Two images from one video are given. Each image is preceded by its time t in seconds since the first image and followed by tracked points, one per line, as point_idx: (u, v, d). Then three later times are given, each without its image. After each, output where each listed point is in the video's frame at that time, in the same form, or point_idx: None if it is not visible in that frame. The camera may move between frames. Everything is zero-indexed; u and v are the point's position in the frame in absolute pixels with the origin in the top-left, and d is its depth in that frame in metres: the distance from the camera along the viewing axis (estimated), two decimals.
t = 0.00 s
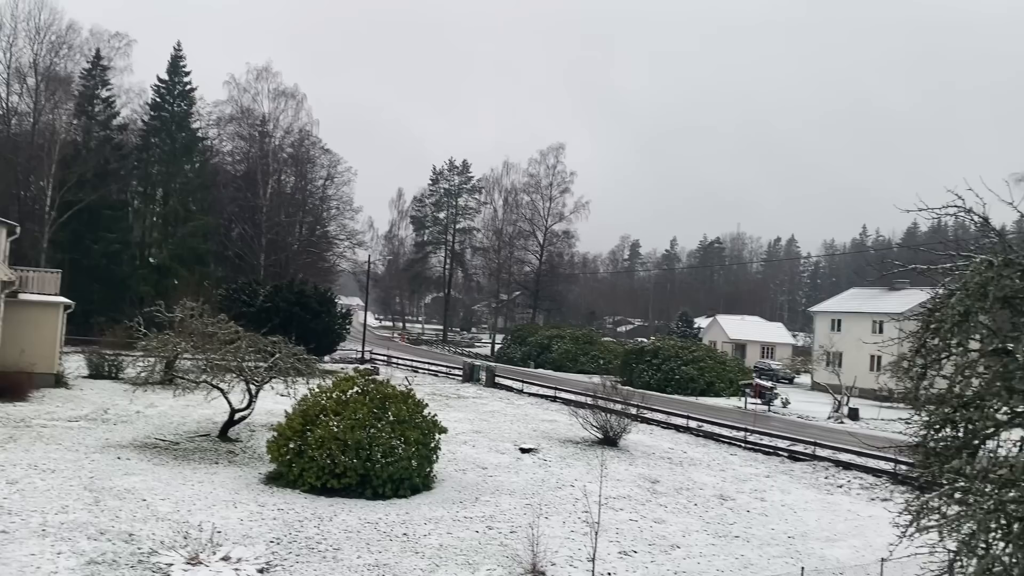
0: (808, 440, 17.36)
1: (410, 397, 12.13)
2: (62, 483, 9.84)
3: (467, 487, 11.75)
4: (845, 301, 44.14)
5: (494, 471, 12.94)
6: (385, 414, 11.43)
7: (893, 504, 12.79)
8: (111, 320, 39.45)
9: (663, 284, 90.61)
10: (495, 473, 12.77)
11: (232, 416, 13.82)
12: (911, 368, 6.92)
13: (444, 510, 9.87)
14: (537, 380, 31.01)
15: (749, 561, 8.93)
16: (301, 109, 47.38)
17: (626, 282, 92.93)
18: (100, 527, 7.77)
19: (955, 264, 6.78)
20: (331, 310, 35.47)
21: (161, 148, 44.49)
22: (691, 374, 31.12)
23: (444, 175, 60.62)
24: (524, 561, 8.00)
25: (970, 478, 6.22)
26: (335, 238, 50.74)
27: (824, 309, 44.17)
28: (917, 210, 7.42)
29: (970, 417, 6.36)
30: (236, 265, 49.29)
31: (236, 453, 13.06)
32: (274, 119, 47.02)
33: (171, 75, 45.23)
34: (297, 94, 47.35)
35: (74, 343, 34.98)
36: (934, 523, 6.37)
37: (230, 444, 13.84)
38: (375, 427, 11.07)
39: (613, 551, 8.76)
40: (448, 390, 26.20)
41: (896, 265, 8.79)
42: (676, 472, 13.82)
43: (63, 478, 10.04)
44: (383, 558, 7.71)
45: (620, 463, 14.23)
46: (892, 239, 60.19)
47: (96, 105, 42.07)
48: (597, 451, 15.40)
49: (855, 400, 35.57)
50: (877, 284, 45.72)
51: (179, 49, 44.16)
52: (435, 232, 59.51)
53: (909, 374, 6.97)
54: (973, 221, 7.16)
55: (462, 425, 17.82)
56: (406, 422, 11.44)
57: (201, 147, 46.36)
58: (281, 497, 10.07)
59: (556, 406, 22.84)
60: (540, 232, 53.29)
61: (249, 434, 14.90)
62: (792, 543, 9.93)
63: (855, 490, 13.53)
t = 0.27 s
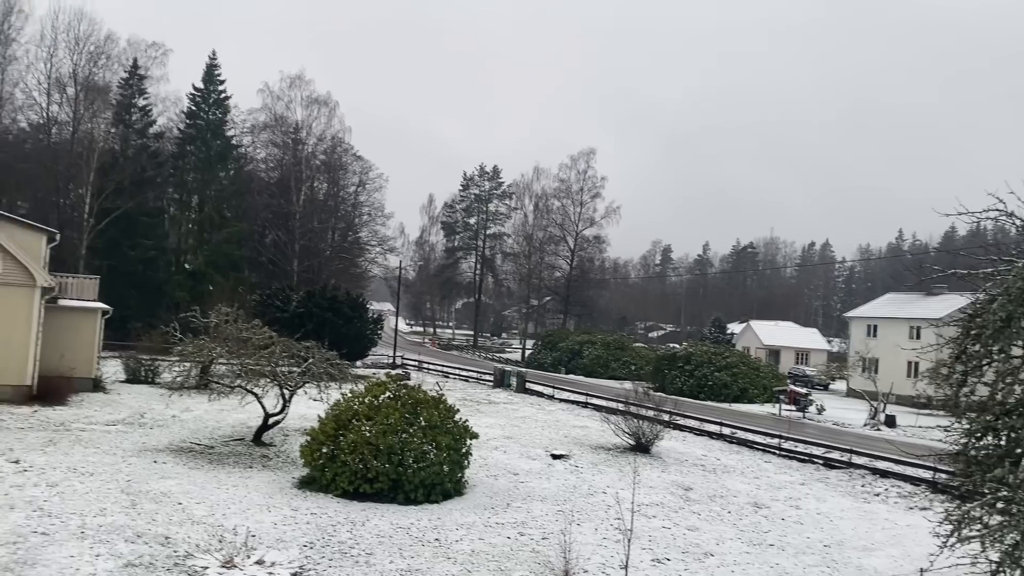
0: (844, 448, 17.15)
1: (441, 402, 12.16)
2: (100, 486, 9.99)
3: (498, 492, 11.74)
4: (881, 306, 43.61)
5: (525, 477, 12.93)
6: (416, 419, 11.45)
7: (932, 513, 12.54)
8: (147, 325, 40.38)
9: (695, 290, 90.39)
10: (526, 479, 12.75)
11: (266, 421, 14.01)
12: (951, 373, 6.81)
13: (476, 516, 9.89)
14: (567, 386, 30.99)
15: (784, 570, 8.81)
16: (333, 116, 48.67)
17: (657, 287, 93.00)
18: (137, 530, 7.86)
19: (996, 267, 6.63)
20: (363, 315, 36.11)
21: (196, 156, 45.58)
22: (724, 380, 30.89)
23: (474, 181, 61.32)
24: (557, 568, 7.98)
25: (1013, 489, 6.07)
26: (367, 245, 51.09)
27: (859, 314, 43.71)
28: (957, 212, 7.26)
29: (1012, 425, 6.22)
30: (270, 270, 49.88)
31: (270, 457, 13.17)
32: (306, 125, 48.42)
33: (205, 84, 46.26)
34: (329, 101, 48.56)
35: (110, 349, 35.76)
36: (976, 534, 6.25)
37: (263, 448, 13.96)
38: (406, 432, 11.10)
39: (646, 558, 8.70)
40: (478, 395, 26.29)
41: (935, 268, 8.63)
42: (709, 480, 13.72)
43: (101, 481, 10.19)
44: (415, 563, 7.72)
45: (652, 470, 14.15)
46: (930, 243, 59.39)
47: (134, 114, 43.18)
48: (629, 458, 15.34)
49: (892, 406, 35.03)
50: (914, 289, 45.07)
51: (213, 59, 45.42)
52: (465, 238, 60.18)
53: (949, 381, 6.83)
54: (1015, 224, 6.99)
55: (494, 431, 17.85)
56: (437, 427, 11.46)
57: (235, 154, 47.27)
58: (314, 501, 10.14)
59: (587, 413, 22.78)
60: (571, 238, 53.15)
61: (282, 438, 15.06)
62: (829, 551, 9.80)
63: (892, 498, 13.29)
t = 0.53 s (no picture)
0: (878, 454, 16.94)
1: (470, 407, 12.18)
2: (134, 488, 10.16)
3: (528, 498, 11.74)
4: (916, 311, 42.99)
5: (555, 482, 12.91)
6: (446, 424, 11.52)
7: (969, 522, 12.30)
8: (179, 329, 41.56)
9: (725, 294, 90.04)
10: (555, 485, 12.74)
11: (297, 425, 14.16)
12: (989, 379, 6.71)
13: (505, 522, 9.91)
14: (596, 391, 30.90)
15: None
16: (362, 122, 49.16)
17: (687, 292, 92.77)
18: (171, 532, 7.96)
19: None
20: (393, 320, 36.34)
21: (228, 162, 46.10)
22: (755, 386, 30.62)
23: (503, 186, 61.72)
24: (587, 573, 7.94)
25: None
26: (396, 249, 51.96)
27: (892, 319, 43.18)
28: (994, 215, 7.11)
29: None
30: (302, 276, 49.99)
31: (301, 460, 13.27)
32: (337, 132, 49.28)
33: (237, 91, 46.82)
34: (359, 107, 48.96)
35: (143, 354, 36.45)
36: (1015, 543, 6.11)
37: (295, 451, 14.08)
38: (436, 436, 11.15)
39: (677, 565, 8.65)
40: (507, 399, 26.31)
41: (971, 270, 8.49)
42: (741, 486, 13.62)
43: (136, 484, 10.36)
44: (446, 568, 7.74)
45: (682, 476, 14.09)
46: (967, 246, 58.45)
47: (167, 121, 43.52)
48: (660, 463, 15.29)
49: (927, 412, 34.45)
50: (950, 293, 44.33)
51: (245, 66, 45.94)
52: (493, 243, 61.53)
53: (987, 387, 6.69)
54: None
55: (523, 436, 17.87)
56: (466, 431, 11.48)
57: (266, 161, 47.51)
58: (345, 505, 10.22)
59: (617, 418, 22.71)
60: (600, 242, 53.05)
61: (313, 442, 15.20)
62: (863, 559, 9.68)
63: (928, 506, 13.06)
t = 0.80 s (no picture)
0: (913, 461, 16.68)
1: (499, 411, 12.17)
2: (168, 491, 10.32)
3: (557, 502, 11.72)
4: (950, 315, 42.36)
5: (584, 487, 12.88)
6: (474, 428, 11.54)
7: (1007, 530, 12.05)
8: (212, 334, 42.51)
9: (756, 299, 89.75)
10: (585, 490, 12.72)
11: (327, 429, 14.28)
12: None
13: (534, 526, 9.92)
14: (625, 395, 30.81)
15: None
16: (391, 128, 49.19)
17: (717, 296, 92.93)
18: (204, 534, 8.08)
19: None
20: (421, 324, 36.53)
21: (259, 169, 46.15)
22: (786, 391, 30.35)
23: (530, 190, 61.67)
24: None
25: None
26: (425, 254, 52.62)
27: (926, 323, 42.59)
28: None
29: None
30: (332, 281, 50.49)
31: (331, 464, 13.37)
32: (365, 138, 49.78)
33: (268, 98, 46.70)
34: (388, 113, 49.15)
35: (175, 358, 37.05)
36: None
37: (325, 455, 14.19)
38: (465, 441, 11.18)
39: (708, 571, 8.60)
40: (536, 404, 26.32)
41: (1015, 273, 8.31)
42: (772, 492, 13.51)
43: (169, 486, 10.52)
44: (476, 572, 7.75)
45: (713, 482, 14.00)
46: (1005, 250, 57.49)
47: (200, 128, 43.66)
48: (690, 469, 15.22)
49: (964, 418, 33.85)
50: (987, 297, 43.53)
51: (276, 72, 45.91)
52: (521, 247, 61.77)
53: None
54: None
55: (552, 441, 17.88)
56: (494, 436, 11.49)
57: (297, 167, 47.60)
58: (374, 508, 10.29)
59: (645, 423, 22.62)
60: (628, 246, 52.61)
61: (343, 445, 15.31)
62: (898, 567, 9.54)
63: (964, 513, 12.82)
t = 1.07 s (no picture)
0: (947, 467, 16.41)
1: (525, 415, 12.17)
2: (198, 493, 10.47)
3: (584, 507, 11.71)
4: (984, 318, 41.67)
5: (611, 493, 12.85)
6: (501, 432, 11.55)
7: None
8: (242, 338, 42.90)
9: (785, 303, 89.22)
10: (613, 495, 12.71)
11: (355, 432, 14.40)
12: None
13: (562, 531, 9.93)
14: (652, 400, 30.68)
15: None
16: (418, 133, 49.32)
17: (745, 300, 92.73)
18: (233, 537, 8.20)
19: None
20: (447, 328, 36.60)
21: (288, 174, 46.84)
22: (816, 396, 30.00)
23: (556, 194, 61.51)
24: None
25: None
26: (450, 258, 52.46)
27: (960, 327, 41.91)
28: None
29: None
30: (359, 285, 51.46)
31: (359, 467, 13.44)
32: (392, 143, 49.06)
33: (296, 104, 47.05)
34: (415, 118, 49.20)
35: (205, 361, 37.58)
36: None
37: (353, 458, 14.29)
38: (492, 445, 11.20)
39: None
40: (563, 409, 26.30)
41: None
42: (802, 498, 13.41)
43: (199, 489, 10.68)
44: None
45: (741, 488, 13.91)
46: None
47: (229, 134, 43.73)
48: (719, 475, 15.17)
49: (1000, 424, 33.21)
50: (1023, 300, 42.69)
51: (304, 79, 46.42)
52: (547, 251, 61.58)
53: None
54: None
55: (580, 445, 17.88)
56: (521, 440, 11.49)
57: (325, 173, 47.99)
58: (402, 512, 10.36)
59: (673, 428, 22.51)
60: (655, 249, 52.55)
61: (371, 449, 15.41)
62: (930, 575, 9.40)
63: (1000, 521, 12.58)
